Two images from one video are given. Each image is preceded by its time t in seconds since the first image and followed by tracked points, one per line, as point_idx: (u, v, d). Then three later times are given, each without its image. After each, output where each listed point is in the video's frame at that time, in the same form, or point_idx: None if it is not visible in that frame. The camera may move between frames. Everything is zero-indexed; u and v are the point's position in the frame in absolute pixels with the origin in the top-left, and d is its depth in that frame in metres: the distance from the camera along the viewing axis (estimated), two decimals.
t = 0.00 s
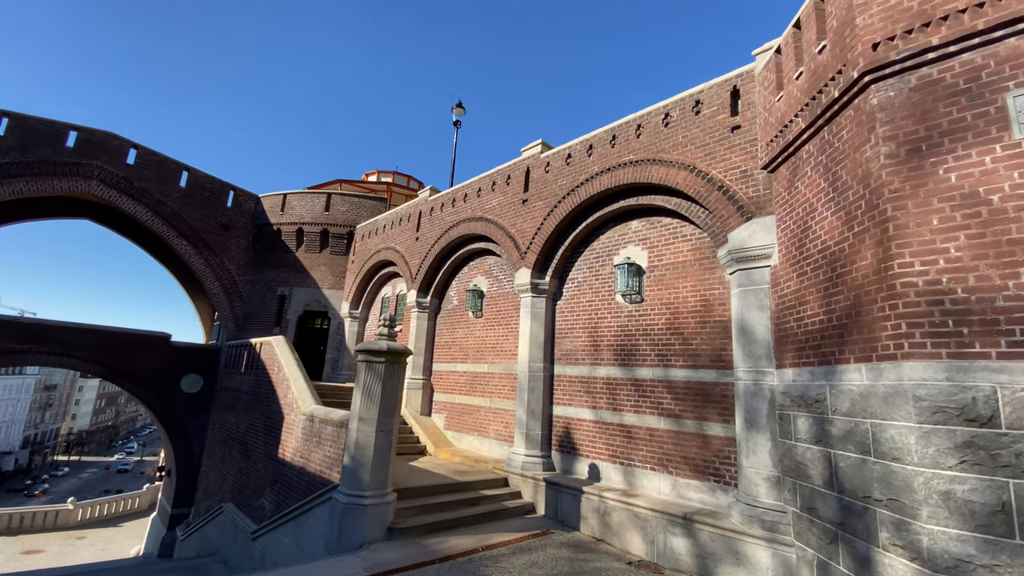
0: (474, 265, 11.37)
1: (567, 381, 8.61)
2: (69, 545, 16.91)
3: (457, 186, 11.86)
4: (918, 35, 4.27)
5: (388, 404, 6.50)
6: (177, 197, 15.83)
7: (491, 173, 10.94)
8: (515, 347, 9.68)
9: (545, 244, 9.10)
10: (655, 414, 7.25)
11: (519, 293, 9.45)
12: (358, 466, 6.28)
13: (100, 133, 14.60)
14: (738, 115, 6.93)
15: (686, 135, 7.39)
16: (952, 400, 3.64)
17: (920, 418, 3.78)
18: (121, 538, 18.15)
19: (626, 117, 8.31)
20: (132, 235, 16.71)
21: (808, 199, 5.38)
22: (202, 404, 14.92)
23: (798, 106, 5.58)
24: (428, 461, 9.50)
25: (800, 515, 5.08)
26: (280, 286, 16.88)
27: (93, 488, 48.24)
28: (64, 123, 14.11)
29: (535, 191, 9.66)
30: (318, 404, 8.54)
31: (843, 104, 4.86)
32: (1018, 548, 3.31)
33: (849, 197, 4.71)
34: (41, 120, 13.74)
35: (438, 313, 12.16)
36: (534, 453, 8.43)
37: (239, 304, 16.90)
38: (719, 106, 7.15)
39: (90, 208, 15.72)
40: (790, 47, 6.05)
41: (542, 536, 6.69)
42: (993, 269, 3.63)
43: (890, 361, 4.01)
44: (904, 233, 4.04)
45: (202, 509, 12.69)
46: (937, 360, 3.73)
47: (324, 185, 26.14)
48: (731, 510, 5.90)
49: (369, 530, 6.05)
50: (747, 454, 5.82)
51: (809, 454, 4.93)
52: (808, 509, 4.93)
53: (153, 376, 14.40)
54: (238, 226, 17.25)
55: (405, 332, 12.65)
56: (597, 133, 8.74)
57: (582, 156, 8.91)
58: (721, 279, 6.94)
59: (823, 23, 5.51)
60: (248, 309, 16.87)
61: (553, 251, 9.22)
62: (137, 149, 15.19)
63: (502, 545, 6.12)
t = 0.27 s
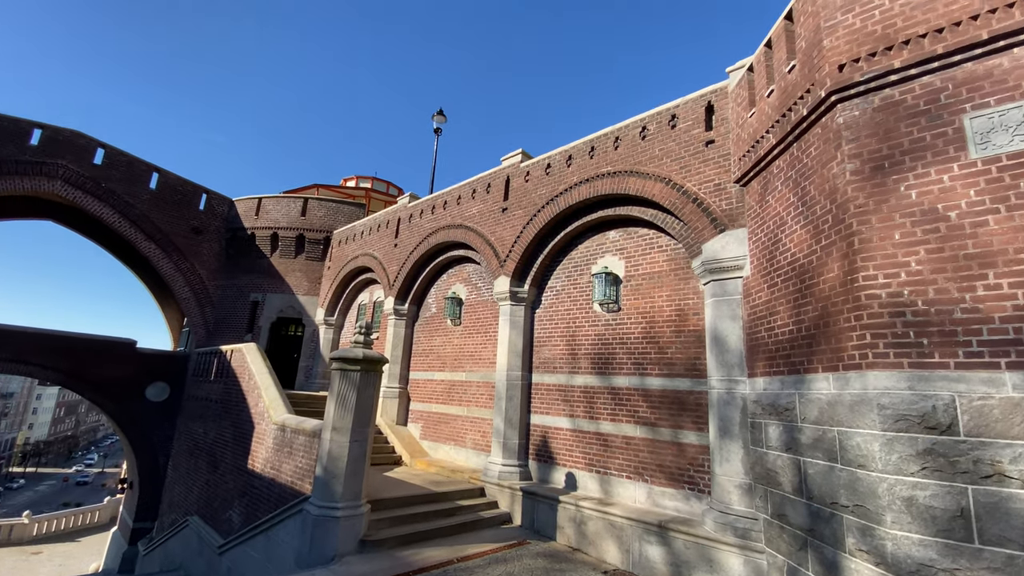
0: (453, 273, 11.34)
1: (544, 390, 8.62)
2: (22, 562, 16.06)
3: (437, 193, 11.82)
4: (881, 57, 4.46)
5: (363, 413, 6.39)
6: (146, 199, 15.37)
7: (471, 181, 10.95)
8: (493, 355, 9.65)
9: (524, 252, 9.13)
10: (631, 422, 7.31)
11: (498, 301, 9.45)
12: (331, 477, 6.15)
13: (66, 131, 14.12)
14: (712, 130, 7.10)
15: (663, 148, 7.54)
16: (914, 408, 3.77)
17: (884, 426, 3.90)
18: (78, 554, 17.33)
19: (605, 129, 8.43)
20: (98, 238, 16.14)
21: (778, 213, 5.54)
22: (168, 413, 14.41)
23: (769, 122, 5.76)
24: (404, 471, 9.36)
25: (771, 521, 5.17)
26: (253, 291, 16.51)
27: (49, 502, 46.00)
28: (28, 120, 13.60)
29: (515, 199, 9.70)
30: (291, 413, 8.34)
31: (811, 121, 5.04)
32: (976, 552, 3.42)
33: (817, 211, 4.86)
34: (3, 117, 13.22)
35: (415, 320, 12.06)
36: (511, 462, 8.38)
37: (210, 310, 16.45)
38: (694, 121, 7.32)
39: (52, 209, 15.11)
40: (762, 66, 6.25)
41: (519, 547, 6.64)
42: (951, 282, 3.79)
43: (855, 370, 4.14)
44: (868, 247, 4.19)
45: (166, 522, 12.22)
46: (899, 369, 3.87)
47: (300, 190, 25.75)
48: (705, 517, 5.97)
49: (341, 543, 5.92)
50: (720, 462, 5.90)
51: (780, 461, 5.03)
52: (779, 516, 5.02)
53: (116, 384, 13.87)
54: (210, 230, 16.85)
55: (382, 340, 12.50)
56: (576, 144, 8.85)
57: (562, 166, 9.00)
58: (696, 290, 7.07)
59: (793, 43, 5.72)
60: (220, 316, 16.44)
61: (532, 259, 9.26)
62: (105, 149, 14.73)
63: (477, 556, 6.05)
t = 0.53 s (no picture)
0: (431, 280, 11.27)
1: (521, 399, 8.61)
2: None
3: (415, 201, 11.77)
4: (845, 79, 4.66)
5: (335, 424, 6.27)
6: (112, 201, 14.87)
7: (450, 189, 10.94)
8: (470, 364, 9.60)
9: (502, 261, 9.14)
10: (606, 431, 7.35)
11: (475, 310, 9.43)
12: (301, 488, 6.00)
13: (27, 129, 13.59)
14: (686, 144, 7.28)
15: (639, 161, 7.69)
16: (876, 416, 3.90)
17: (848, 434, 4.02)
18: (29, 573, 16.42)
19: (583, 141, 8.55)
20: (59, 240, 15.50)
21: (748, 226, 5.70)
22: (130, 423, 13.85)
23: (740, 138, 5.94)
24: (377, 483, 9.19)
25: (741, 529, 5.25)
26: (223, 297, 16.08)
27: None
28: None
29: (494, 208, 9.73)
30: (260, 423, 8.12)
31: (779, 139, 5.22)
32: (935, 556, 3.53)
33: (785, 225, 5.02)
34: None
35: (391, 328, 11.92)
36: (487, 472, 8.32)
37: (177, 316, 15.96)
38: (669, 135, 7.50)
39: (10, 209, 14.45)
40: (733, 84, 6.46)
41: (493, 558, 6.58)
42: (910, 295, 3.95)
43: (821, 380, 4.27)
44: (833, 261, 4.34)
45: (125, 538, 11.69)
46: (862, 379, 4.00)
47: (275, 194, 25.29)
48: (678, 526, 6.03)
49: (311, 557, 5.77)
50: (693, 470, 5.98)
51: (750, 469, 5.13)
52: (749, 523, 5.10)
53: (75, 393, 13.28)
54: (179, 233, 16.40)
55: (357, 348, 12.31)
56: (554, 155, 8.95)
57: (540, 177, 9.08)
58: (670, 300, 7.19)
59: (762, 63, 5.93)
60: (188, 322, 15.96)
61: (510, 268, 9.28)
62: (69, 148, 14.22)
63: (451, 569, 5.97)
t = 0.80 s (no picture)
0: (406, 288, 11.17)
1: (496, 408, 8.57)
2: None
3: (392, 207, 11.68)
4: (810, 100, 4.86)
5: (305, 434, 6.12)
6: (73, 201, 14.29)
7: (427, 197, 10.90)
8: (445, 373, 9.53)
9: (479, 269, 9.14)
10: (580, 440, 7.38)
11: (451, 318, 9.38)
12: (267, 502, 5.82)
13: None
14: (660, 158, 7.44)
15: (614, 173, 7.82)
16: (839, 425, 4.03)
17: (813, 442, 4.14)
18: None
19: (560, 153, 8.65)
20: (13, 241, 14.78)
21: (719, 239, 5.85)
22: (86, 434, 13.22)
23: (712, 154, 6.11)
24: (348, 494, 8.98)
25: (712, 536, 5.32)
26: (189, 303, 15.58)
27: None
28: None
29: (471, 217, 9.73)
30: (226, 434, 7.86)
31: (748, 155, 5.39)
32: (895, 561, 3.64)
33: (754, 238, 5.17)
34: None
35: (365, 336, 11.75)
36: (460, 482, 8.23)
37: (140, 322, 15.46)
38: (644, 149, 7.66)
39: None
40: (705, 102, 6.65)
41: (466, 570, 6.50)
42: (870, 308, 4.11)
43: (787, 389, 4.39)
44: (799, 274, 4.49)
45: (78, 555, 11.11)
46: (826, 389, 4.13)
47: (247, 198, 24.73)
48: (650, 534, 6.07)
49: (277, 572, 5.59)
50: (665, 479, 6.05)
51: (720, 478, 5.22)
52: (719, 531, 5.18)
53: (27, 402, 12.62)
54: (144, 236, 15.90)
55: (329, 356, 12.08)
56: (532, 165, 9.02)
57: (518, 186, 9.13)
58: (643, 310, 7.30)
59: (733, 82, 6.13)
60: (151, 328, 15.43)
61: (487, 277, 9.27)
62: (28, 146, 13.62)
63: None
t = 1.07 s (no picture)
0: (380, 295, 11.04)
1: (470, 417, 8.52)
2: None
3: (367, 213, 11.55)
4: (776, 119, 5.05)
5: (271, 445, 5.95)
6: (30, 200, 13.65)
7: (403, 203, 10.83)
8: (419, 382, 9.43)
9: (455, 277, 9.10)
10: (554, 449, 7.39)
11: (426, 326, 9.31)
12: (230, 515, 5.63)
13: None
14: (634, 171, 7.59)
15: (589, 185, 7.94)
16: (802, 433, 4.16)
17: (778, 450, 4.25)
18: None
19: (537, 163, 8.74)
20: None
21: (690, 251, 5.99)
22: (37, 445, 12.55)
23: (683, 168, 6.27)
24: (316, 506, 8.76)
25: (681, 544, 5.39)
26: (152, 308, 15.03)
27: None
28: None
29: (448, 225, 9.71)
30: (188, 445, 7.58)
31: (718, 171, 5.55)
32: (856, 566, 3.76)
33: (722, 251, 5.32)
34: None
35: (337, 344, 11.54)
36: (432, 493, 8.12)
37: (99, 327, 14.89)
38: (618, 162, 7.80)
39: None
40: (678, 118, 6.83)
41: None
42: (832, 320, 4.27)
43: (753, 399, 4.51)
44: (765, 286, 4.64)
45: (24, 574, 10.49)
46: (791, 398, 4.26)
47: (216, 200, 24.08)
48: (621, 543, 6.11)
49: None
50: (636, 488, 6.11)
51: (689, 486, 5.30)
52: (688, 539, 5.25)
53: None
54: (106, 237, 15.30)
55: (299, 364, 11.81)
56: (509, 175, 9.08)
57: (494, 195, 9.17)
58: (616, 320, 7.39)
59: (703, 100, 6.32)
60: (111, 334, 14.84)
61: (463, 285, 9.25)
62: None
63: None
